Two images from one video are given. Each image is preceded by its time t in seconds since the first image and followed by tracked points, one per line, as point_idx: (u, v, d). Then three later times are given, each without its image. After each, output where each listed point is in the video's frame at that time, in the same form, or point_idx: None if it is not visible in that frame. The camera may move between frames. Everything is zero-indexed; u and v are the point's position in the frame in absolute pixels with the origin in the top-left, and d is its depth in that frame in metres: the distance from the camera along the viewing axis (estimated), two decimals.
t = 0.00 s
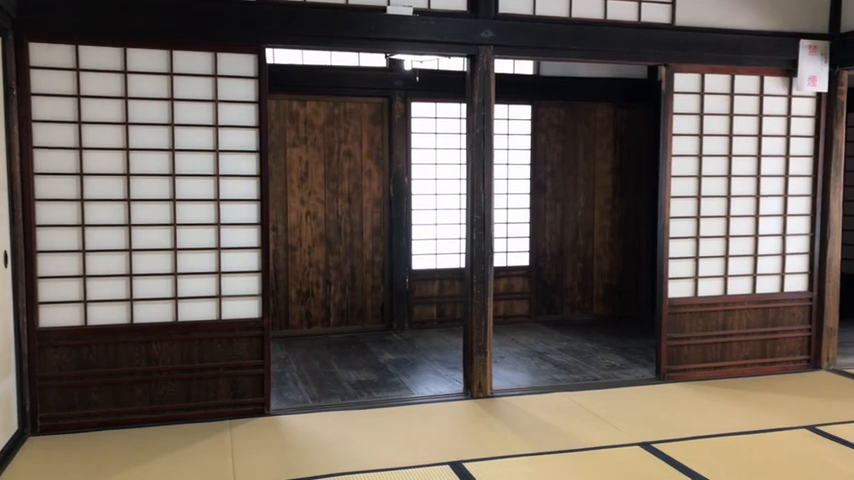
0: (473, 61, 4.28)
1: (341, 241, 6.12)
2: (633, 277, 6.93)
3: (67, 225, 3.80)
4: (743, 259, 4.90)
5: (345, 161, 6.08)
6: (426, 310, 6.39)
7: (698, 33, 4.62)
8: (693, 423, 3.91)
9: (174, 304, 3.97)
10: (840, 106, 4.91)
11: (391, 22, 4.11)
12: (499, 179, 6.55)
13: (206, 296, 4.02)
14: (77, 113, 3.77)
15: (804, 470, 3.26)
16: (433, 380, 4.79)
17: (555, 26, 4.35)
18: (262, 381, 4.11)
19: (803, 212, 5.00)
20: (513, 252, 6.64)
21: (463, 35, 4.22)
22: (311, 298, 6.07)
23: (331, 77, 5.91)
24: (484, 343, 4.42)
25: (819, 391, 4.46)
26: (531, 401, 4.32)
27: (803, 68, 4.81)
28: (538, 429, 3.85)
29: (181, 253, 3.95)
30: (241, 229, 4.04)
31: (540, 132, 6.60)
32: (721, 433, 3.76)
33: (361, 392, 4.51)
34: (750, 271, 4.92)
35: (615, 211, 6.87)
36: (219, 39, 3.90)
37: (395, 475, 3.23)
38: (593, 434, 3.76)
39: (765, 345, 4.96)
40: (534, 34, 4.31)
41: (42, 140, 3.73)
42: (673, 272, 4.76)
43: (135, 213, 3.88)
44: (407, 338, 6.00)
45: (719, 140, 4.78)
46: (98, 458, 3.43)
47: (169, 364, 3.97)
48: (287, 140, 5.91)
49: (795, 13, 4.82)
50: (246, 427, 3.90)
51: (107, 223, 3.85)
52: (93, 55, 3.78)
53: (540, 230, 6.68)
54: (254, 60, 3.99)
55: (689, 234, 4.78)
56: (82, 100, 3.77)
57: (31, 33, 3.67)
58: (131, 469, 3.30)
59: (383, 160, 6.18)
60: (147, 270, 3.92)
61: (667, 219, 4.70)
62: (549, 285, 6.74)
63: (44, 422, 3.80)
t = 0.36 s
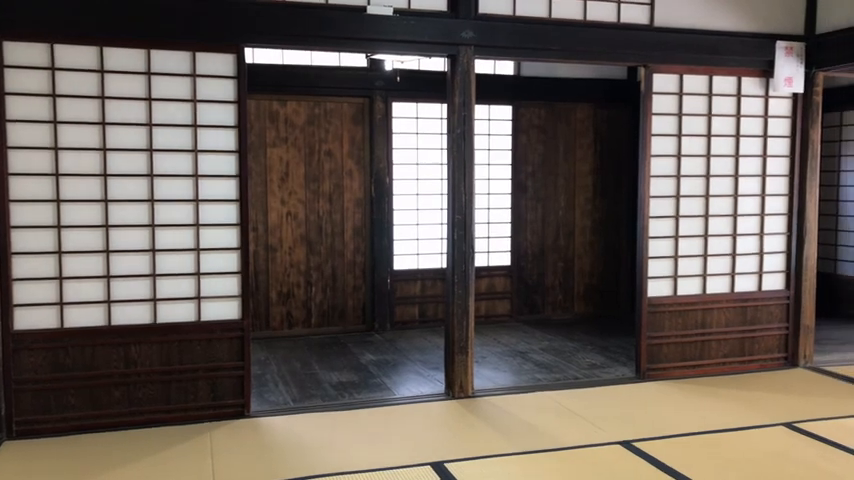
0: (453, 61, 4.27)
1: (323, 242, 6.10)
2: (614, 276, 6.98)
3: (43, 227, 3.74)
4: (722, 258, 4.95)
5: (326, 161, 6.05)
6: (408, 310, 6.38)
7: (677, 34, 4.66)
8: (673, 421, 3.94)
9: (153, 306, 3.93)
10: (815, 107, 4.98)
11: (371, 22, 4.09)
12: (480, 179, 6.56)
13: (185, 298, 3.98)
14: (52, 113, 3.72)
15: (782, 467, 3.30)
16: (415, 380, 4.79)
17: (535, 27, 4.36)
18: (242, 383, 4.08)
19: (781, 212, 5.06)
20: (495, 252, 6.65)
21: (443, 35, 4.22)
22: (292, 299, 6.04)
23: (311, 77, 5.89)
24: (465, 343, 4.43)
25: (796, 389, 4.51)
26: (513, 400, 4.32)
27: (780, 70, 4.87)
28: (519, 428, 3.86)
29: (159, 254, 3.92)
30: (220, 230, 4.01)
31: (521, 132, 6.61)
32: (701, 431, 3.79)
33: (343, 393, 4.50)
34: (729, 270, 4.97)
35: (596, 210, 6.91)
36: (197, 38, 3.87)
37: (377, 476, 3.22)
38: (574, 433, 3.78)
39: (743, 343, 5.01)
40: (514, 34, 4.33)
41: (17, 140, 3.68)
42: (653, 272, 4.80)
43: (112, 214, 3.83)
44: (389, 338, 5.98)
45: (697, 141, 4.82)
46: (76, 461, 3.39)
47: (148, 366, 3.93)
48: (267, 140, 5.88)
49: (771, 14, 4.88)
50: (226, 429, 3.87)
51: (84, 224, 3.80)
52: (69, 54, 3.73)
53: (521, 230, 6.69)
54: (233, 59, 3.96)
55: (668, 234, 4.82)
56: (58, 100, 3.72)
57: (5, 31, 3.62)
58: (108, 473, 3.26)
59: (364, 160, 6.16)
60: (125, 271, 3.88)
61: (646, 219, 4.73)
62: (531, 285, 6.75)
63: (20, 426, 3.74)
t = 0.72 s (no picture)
0: (428, 66, 4.28)
1: (298, 246, 6.06)
2: (589, 279, 7.03)
3: (11, 233, 3.68)
4: (695, 261, 5.00)
5: (302, 165, 6.03)
6: (385, 314, 6.37)
7: (649, 39, 4.71)
8: (647, 423, 3.97)
9: (125, 312, 3.88)
10: (785, 112, 5.06)
11: (346, 26, 4.08)
12: (457, 183, 6.57)
13: (158, 304, 3.93)
14: (21, 117, 3.66)
15: (754, 467, 3.34)
16: (391, 385, 4.77)
17: (510, 32, 4.39)
18: (216, 389, 4.04)
19: (752, 215, 5.13)
20: (472, 256, 6.66)
21: (418, 40, 4.22)
22: (268, 304, 6.00)
23: (287, 81, 5.86)
24: (441, 347, 4.42)
25: (768, 390, 4.57)
26: (489, 404, 4.33)
27: (750, 75, 4.94)
28: (496, 432, 3.86)
29: (131, 259, 3.87)
30: (193, 235, 3.97)
31: (496, 137, 6.64)
32: (675, 432, 3.82)
33: (319, 399, 4.47)
34: (702, 273, 5.02)
35: (571, 214, 6.96)
36: (170, 42, 3.83)
37: None
38: (550, 436, 3.79)
39: (716, 345, 5.07)
40: (489, 39, 4.35)
41: None
42: (627, 275, 4.84)
43: (83, 220, 3.78)
44: (366, 343, 5.97)
45: (670, 145, 4.88)
46: (46, 471, 3.33)
47: (120, 374, 3.87)
48: (241, 144, 5.84)
49: (741, 20, 4.95)
50: (200, 437, 3.82)
51: (54, 230, 3.74)
52: (38, 57, 3.67)
53: (498, 234, 6.72)
54: (206, 63, 3.92)
55: (642, 237, 4.86)
56: (27, 103, 3.66)
57: None
58: None
59: (340, 164, 6.14)
60: (96, 277, 3.82)
61: (619, 222, 4.77)
62: (507, 288, 6.77)
63: None
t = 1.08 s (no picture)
0: (405, 68, 4.28)
1: (274, 250, 6.03)
2: (566, 281, 7.07)
3: None
4: (669, 263, 5.05)
5: (278, 168, 6.00)
6: (363, 318, 6.35)
7: (624, 43, 4.76)
8: (624, 424, 4.00)
9: (98, 317, 3.83)
10: (756, 116, 5.13)
11: (321, 28, 4.07)
12: (434, 186, 6.58)
13: (131, 308, 3.89)
14: None
15: (728, 466, 3.38)
16: (369, 389, 4.76)
17: (486, 35, 4.40)
18: (191, 394, 3.99)
19: (725, 217, 5.20)
20: (449, 259, 6.67)
21: (394, 43, 4.23)
22: (244, 308, 5.95)
23: (263, 83, 5.83)
24: (419, 350, 4.42)
25: (742, 390, 4.62)
26: (467, 406, 4.33)
27: (723, 78, 5.01)
28: (473, 434, 3.86)
29: (104, 264, 3.82)
30: (167, 238, 3.93)
31: (473, 140, 6.65)
32: (651, 433, 3.85)
33: (295, 403, 4.45)
34: (676, 275, 5.07)
35: (548, 216, 7.00)
36: (143, 44, 3.79)
37: None
38: (528, 438, 3.80)
39: (691, 346, 5.12)
40: (466, 42, 4.36)
41: None
42: (603, 277, 4.88)
43: (54, 223, 3.72)
44: (343, 346, 5.94)
45: (644, 148, 4.92)
46: (16, 478, 3.27)
47: (93, 379, 3.82)
48: (217, 147, 5.80)
49: (714, 25, 5.02)
50: (175, 442, 3.78)
51: (25, 234, 3.68)
52: (8, 59, 3.62)
53: (475, 237, 6.73)
54: (180, 65, 3.89)
55: (617, 239, 4.90)
56: None
57: None
58: None
59: (317, 167, 6.11)
60: (68, 282, 3.77)
61: (595, 224, 4.81)
62: (485, 291, 6.79)
63: None
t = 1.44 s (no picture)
0: (378, 69, 4.28)
1: (248, 251, 5.99)
2: (540, 281, 7.12)
3: None
4: (641, 263, 5.10)
5: (251, 169, 5.96)
6: (337, 320, 6.33)
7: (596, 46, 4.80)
8: (596, 423, 4.03)
9: (66, 320, 3.77)
10: (725, 118, 5.20)
11: (294, 29, 4.06)
12: (409, 187, 6.58)
13: (101, 311, 3.84)
14: None
15: (697, 464, 3.42)
16: (343, 390, 4.75)
17: (459, 37, 4.42)
18: (163, 397, 3.96)
19: (695, 218, 5.26)
20: (424, 260, 6.68)
21: (367, 43, 4.22)
22: (217, 310, 5.90)
23: (235, 84, 5.79)
24: (393, 351, 4.42)
25: (712, 388, 4.69)
26: (440, 407, 4.34)
27: (693, 81, 5.08)
28: (447, 435, 3.87)
29: (73, 266, 3.76)
30: (137, 240, 3.88)
31: (448, 141, 6.67)
32: (622, 431, 3.89)
33: (269, 405, 4.42)
34: (647, 275, 5.13)
35: (522, 217, 7.03)
36: (112, 43, 3.75)
37: None
38: (501, 437, 3.82)
39: (662, 345, 5.18)
40: (439, 44, 4.37)
41: None
42: (576, 277, 4.92)
43: (21, 225, 3.66)
44: (317, 348, 5.92)
45: (616, 150, 4.98)
46: None
47: (61, 383, 3.76)
48: (189, 147, 5.75)
49: (684, 29, 5.09)
50: (146, 446, 3.74)
51: None
52: None
53: (450, 238, 6.74)
54: (151, 65, 3.85)
55: (590, 240, 4.94)
56: None
57: None
58: None
59: (290, 168, 6.09)
60: (36, 284, 3.71)
61: (567, 225, 4.85)
62: (460, 292, 6.80)
63: None
